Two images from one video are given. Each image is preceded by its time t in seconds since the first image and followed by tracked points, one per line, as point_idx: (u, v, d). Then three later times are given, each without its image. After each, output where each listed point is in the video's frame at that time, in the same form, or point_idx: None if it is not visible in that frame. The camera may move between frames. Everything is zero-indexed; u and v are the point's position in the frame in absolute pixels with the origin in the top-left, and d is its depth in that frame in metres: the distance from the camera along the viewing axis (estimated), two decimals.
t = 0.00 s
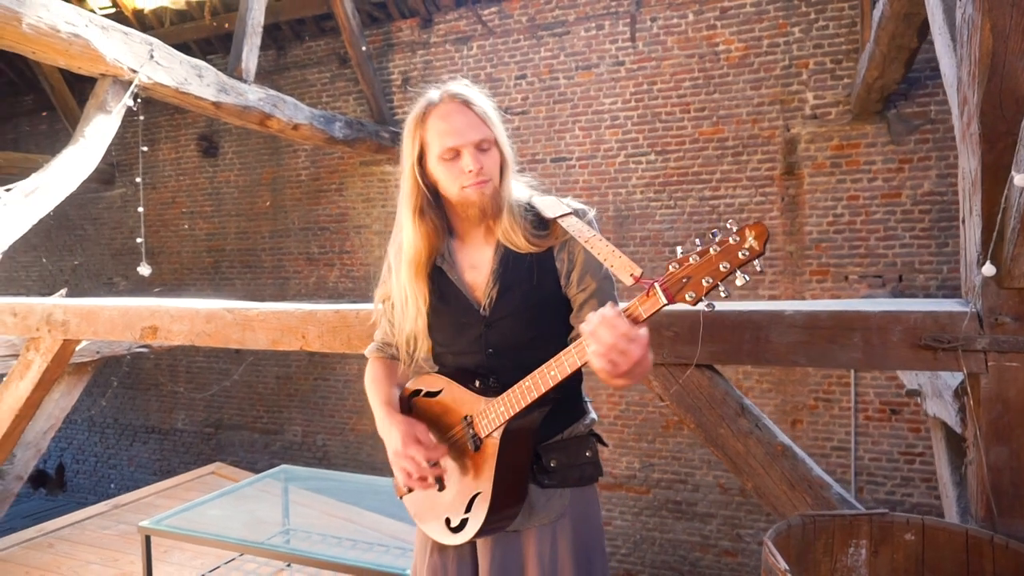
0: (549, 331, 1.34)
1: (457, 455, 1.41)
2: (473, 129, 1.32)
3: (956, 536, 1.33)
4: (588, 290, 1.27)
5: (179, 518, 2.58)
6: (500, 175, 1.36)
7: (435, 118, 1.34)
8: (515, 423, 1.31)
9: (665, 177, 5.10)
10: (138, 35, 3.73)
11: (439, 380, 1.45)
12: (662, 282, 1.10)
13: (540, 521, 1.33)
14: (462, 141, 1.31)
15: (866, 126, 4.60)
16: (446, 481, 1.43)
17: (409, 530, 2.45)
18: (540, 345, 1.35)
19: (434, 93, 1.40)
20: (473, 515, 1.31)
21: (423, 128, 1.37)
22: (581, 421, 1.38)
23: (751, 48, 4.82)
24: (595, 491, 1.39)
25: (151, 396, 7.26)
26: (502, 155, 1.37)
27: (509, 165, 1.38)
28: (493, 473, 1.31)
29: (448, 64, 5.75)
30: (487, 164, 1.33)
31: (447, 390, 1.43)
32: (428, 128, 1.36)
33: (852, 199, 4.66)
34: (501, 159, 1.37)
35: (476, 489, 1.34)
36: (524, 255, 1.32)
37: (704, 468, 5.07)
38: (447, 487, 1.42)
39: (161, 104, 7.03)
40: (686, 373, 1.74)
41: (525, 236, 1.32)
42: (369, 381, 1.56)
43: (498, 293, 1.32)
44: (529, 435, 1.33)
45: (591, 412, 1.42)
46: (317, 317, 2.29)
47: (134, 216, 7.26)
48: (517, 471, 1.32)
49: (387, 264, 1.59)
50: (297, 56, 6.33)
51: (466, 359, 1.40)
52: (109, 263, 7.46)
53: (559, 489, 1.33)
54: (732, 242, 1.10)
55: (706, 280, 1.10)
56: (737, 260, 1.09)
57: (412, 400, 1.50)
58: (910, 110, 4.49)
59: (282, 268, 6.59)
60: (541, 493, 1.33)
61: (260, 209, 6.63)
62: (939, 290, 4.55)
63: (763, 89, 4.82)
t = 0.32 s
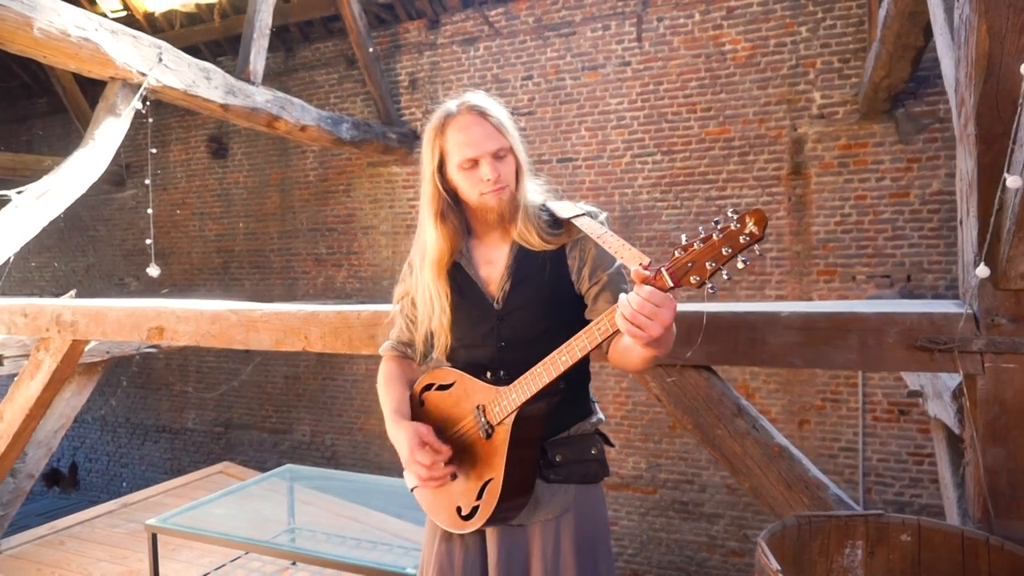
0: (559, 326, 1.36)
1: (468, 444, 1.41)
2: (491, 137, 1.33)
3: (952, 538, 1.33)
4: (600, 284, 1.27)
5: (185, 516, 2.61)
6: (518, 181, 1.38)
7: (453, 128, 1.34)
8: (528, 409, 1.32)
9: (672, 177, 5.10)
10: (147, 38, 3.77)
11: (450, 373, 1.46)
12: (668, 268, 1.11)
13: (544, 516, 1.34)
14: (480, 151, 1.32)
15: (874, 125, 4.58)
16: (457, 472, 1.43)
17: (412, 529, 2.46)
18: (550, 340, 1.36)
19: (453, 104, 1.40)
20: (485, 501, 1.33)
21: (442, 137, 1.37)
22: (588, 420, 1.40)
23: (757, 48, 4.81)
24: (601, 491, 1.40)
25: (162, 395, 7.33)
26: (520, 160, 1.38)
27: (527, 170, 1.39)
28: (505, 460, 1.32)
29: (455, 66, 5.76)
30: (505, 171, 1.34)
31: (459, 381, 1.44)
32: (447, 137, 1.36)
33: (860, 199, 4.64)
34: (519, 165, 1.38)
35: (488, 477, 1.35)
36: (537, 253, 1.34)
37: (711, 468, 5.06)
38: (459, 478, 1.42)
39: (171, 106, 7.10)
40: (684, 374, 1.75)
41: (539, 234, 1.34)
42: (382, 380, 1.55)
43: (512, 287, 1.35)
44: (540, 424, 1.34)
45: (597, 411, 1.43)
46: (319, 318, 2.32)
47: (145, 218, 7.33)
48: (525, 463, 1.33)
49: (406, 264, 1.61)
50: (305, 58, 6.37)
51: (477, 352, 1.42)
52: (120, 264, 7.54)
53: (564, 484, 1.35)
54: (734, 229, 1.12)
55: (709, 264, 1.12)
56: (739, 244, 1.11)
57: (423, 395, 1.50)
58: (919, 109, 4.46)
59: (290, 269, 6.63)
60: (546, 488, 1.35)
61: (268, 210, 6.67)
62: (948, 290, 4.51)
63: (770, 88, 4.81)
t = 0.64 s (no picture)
0: (560, 327, 1.36)
1: (468, 436, 1.42)
2: (506, 142, 1.35)
3: (934, 538, 1.34)
4: (600, 285, 1.29)
5: (181, 516, 2.63)
6: (528, 189, 1.40)
7: (474, 130, 1.36)
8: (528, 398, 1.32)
9: (669, 177, 5.11)
10: (146, 40, 3.79)
11: (452, 368, 1.46)
12: (663, 257, 1.14)
13: (539, 512, 1.35)
14: (495, 155, 1.34)
15: (870, 127, 4.59)
16: (456, 463, 1.44)
17: (407, 529, 2.48)
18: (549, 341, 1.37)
19: (478, 107, 1.42)
20: (482, 492, 1.34)
21: (463, 137, 1.39)
22: (586, 419, 1.41)
23: (755, 49, 4.82)
24: (597, 491, 1.40)
25: (162, 395, 7.35)
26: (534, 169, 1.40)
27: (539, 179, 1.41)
28: (503, 451, 1.32)
29: (453, 67, 5.77)
30: (517, 177, 1.36)
31: (459, 375, 1.44)
32: (466, 137, 1.38)
33: (856, 200, 4.65)
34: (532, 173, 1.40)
35: (485, 467, 1.35)
36: (542, 257, 1.36)
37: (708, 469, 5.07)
38: (457, 469, 1.43)
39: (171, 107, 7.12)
40: (672, 376, 1.76)
41: (543, 239, 1.36)
42: (388, 375, 1.53)
43: (515, 287, 1.37)
44: (537, 418, 1.35)
45: (596, 413, 1.44)
46: (313, 320, 2.34)
47: (145, 218, 7.36)
48: (523, 456, 1.34)
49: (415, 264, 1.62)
50: (305, 59, 6.38)
51: (478, 351, 1.43)
52: (121, 264, 7.58)
53: (560, 481, 1.36)
54: (724, 221, 1.16)
55: (701, 253, 1.15)
56: (729, 235, 1.15)
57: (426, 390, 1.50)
58: (916, 110, 4.47)
59: (290, 269, 6.65)
60: (542, 484, 1.36)
61: (268, 210, 6.69)
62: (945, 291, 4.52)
63: (767, 89, 4.82)
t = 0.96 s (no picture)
0: (557, 329, 1.37)
1: (465, 433, 1.43)
2: (519, 146, 1.37)
3: (922, 540, 1.35)
4: (597, 289, 1.29)
5: (177, 516, 2.64)
6: (536, 194, 1.41)
7: (488, 134, 1.37)
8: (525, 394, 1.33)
9: (668, 178, 5.11)
10: (145, 41, 3.80)
11: (453, 367, 1.46)
12: (657, 257, 1.16)
13: (533, 511, 1.36)
14: (509, 158, 1.35)
15: (869, 128, 4.59)
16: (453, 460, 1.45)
17: (403, 529, 2.49)
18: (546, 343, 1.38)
19: (490, 114, 1.43)
20: (478, 488, 1.34)
21: (475, 142, 1.40)
22: (581, 421, 1.41)
23: (754, 49, 4.82)
24: (592, 493, 1.41)
25: (162, 395, 7.36)
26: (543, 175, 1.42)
27: (546, 185, 1.43)
28: (499, 448, 1.33)
29: (453, 67, 5.77)
30: (528, 181, 1.37)
31: (459, 374, 1.44)
32: (479, 142, 1.39)
33: (855, 200, 4.65)
34: (541, 179, 1.41)
35: (482, 464, 1.36)
36: (542, 260, 1.37)
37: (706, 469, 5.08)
38: (455, 466, 1.44)
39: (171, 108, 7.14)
40: (663, 377, 1.77)
41: (545, 244, 1.37)
42: (389, 373, 1.53)
43: (514, 289, 1.37)
44: (533, 416, 1.35)
45: (592, 415, 1.45)
46: (308, 320, 2.35)
47: (146, 218, 7.37)
48: (519, 455, 1.35)
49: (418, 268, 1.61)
50: (305, 59, 6.40)
51: (477, 352, 1.44)
52: (122, 264, 7.60)
53: (555, 480, 1.37)
54: (717, 222, 1.17)
55: (693, 253, 1.17)
56: (720, 236, 1.17)
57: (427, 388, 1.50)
58: (914, 110, 4.46)
59: (290, 269, 6.66)
60: (537, 483, 1.37)
61: (268, 210, 6.71)
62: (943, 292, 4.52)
63: (765, 90, 4.82)
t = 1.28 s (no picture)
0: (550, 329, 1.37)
1: (456, 432, 1.43)
2: (500, 149, 1.36)
3: (913, 541, 1.35)
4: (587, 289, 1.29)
5: (175, 516, 2.65)
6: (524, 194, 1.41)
7: (469, 138, 1.38)
8: (514, 392, 1.33)
9: (667, 178, 5.11)
10: (144, 43, 3.82)
11: (447, 366, 1.47)
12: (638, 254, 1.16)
13: (524, 511, 1.36)
14: (487, 162, 1.36)
15: (868, 128, 4.59)
16: (444, 459, 1.45)
17: (399, 529, 2.49)
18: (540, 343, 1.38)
19: (477, 117, 1.44)
20: (468, 485, 1.35)
21: (460, 146, 1.41)
22: (574, 422, 1.42)
23: (753, 50, 4.82)
24: (584, 493, 1.41)
25: (163, 395, 7.37)
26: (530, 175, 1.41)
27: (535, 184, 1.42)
28: (488, 445, 1.34)
29: (453, 68, 5.78)
30: (509, 183, 1.37)
31: (452, 373, 1.45)
32: (463, 147, 1.40)
33: (855, 200, 4.65)
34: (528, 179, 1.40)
35: (472, 461, 1.36)
36: (536, 261, 1.37)
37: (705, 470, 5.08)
38: (446, 464, 1.44)
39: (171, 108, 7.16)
40: (657, 379, 1.77)
41: (537, 245, 1.37)
42: (384, 374, 1.55)
43: (508, 288, 1.38)
44: (524, 415, 1.36)
45: (585, 416, 1.45)
46: (304, 322, 2.35)
47: (146, 219, 7.39)
48: (510, 453, 1.35)
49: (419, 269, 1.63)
50: (305, 60, 6.40)
51: (471, 351, 1.44)
52: (123, 264, 7.62)
53: (546, 481, 1.37)
54: (697, 218, 1.17)
55: (674, 249, 1.17)
56: (700, 232, 1.17)
57: (421, 389, 1.50)
58: (914, 111, 4.46)
59: (290, 269, 6.67)
60: (528, 483, 1.37)
61: (268, 210, 6.72)
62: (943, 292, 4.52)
63: (765, 90, 4.82)
